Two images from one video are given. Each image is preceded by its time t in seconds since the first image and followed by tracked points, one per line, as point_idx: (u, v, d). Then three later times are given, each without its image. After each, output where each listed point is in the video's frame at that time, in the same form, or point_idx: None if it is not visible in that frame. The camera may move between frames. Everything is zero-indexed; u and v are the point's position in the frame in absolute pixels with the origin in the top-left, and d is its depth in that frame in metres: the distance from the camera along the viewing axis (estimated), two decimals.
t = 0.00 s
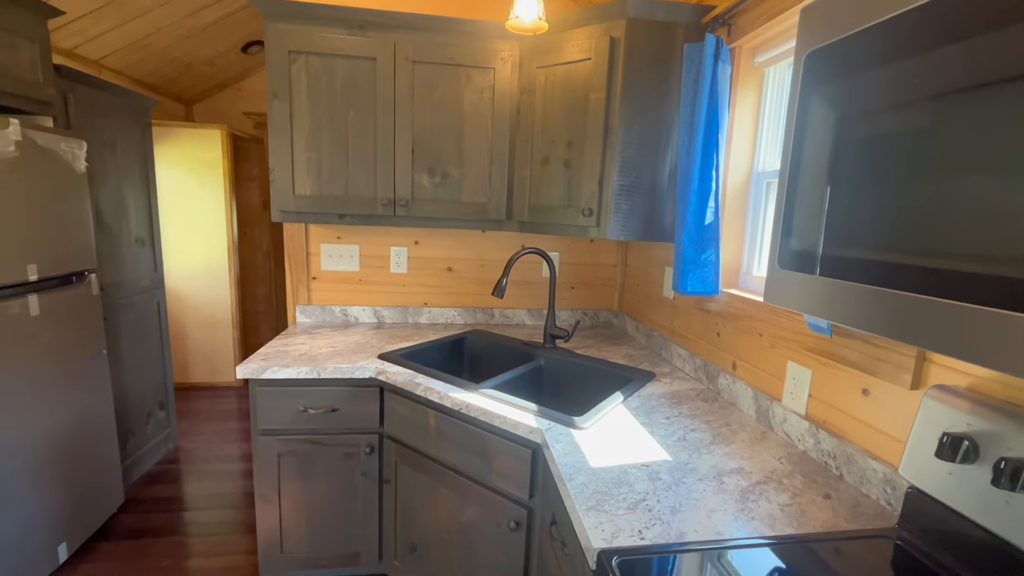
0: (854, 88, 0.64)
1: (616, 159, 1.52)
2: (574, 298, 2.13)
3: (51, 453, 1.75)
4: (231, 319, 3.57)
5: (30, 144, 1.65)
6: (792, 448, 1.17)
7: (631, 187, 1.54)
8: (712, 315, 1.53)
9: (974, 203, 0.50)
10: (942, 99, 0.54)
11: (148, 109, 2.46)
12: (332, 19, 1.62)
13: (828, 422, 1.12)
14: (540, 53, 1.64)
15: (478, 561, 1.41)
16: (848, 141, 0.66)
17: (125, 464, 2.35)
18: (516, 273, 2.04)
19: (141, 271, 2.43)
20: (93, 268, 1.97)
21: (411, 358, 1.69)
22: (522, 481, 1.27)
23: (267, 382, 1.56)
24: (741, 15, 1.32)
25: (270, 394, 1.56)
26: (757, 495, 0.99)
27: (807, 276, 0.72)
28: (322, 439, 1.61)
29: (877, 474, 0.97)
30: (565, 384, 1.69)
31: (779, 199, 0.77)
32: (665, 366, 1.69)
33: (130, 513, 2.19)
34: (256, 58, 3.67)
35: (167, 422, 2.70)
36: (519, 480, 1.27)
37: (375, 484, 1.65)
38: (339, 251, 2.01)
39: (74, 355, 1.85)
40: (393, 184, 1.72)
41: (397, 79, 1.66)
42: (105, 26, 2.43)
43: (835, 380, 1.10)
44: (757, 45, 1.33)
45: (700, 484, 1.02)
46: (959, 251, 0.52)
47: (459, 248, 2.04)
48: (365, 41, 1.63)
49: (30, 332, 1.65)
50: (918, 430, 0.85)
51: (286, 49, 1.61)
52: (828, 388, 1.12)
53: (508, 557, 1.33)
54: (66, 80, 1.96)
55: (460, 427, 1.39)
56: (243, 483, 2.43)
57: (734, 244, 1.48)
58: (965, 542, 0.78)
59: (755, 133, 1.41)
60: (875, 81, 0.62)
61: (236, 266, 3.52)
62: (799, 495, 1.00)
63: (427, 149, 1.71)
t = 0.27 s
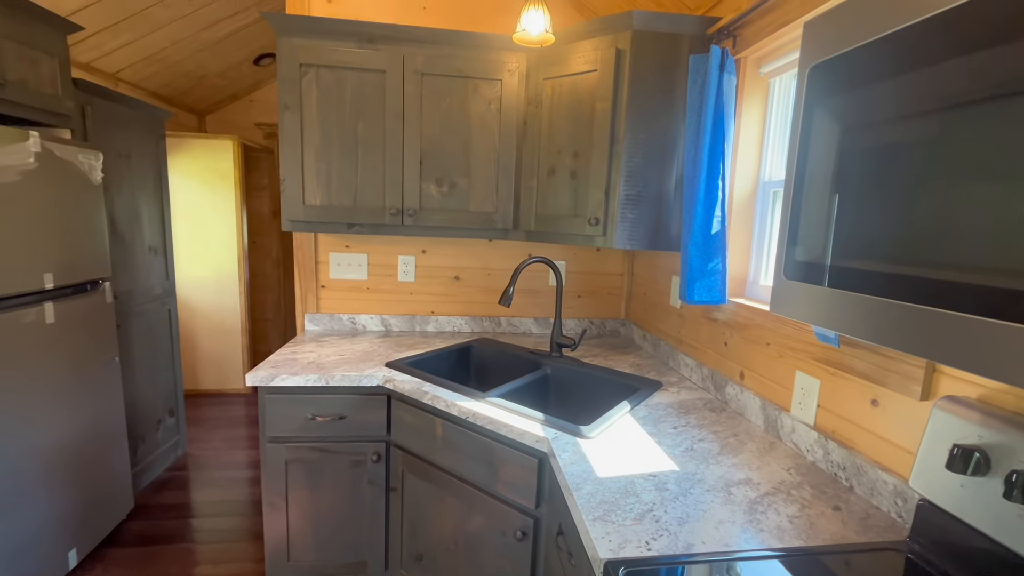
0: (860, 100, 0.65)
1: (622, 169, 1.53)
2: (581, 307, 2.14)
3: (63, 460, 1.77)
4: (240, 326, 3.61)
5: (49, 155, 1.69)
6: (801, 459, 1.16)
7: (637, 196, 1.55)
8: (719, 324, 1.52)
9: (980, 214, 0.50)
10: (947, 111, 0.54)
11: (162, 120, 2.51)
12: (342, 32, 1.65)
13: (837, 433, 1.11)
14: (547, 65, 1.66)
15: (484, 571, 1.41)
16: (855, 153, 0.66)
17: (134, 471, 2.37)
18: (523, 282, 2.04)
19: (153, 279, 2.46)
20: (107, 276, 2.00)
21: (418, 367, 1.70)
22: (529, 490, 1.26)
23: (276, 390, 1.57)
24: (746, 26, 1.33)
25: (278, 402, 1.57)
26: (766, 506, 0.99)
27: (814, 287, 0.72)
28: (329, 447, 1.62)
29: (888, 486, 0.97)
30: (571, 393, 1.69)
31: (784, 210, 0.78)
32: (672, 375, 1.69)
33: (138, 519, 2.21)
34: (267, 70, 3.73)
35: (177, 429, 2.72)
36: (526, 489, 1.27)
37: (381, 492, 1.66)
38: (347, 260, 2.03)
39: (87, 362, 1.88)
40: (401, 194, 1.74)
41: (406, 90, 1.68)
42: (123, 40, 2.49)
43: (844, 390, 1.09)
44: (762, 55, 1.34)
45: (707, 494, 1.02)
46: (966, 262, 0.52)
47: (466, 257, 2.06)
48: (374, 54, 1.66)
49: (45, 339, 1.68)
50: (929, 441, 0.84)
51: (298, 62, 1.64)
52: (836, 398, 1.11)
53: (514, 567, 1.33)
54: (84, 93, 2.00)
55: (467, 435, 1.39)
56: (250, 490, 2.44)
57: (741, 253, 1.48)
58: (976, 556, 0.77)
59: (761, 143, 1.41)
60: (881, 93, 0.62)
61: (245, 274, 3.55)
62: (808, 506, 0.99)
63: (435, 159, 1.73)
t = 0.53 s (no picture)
0: (866, 111, 0.65)
1: (629, 178, 1.54)
2: (587, 315, 2.14)
3: (74, 466, 1.79)
4: (248, 334, 3.63)
5: (65, 166, 1.73)
6: (810, 469, 1.15)
7: (644, 205, 1.56)
8: (727, 332, 1.52)
9: (988, 224, 0.50)
10: (954, 122, 0.54)
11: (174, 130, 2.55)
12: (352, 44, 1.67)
13: (847, 442, 1.10)
14: (553, 75, 1.68)
15: None
16: (862, 163, 0.67)
17: (143, 477, 2.38)
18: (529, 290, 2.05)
19: (164, 287, 2.49)
20: (120, 284, 2.03)
21: (425, 374, 1.70)
22: (536, 499, 1.26)
23: (284, 397, 1.58)
24: (752, 37, 1.34)
25: (287, 409, 1.58)
26: (775, 516, 0.98)
27: (823, 297, 0.72)
28: (337, 454, 1.62)
29: (899, 497, 0.96)
30: (578, 401, 1.69)
31: (792, 220, 0.78)
32: (679, 383, 1.68)
33: (147, 526, 2.22)
34: (277, 81, 3.78)
35: (185, 435, 2.74)
36: (534, 498, 1.26)
37: (388, 500, 1.66)
38: (355, 268, 2.04)
39: (99, 369, 1.90)
40: (409, 203, 1.75)
41: (414, 101, 1.70)
42: (138, 53, 2.55)
43: (853, 399, 1.09)
44: (768, 65, 1.35)
45: (716, 504, 1.01)
46: (976, 272, 0.52)
47: (473, 265, 2.07)
48: (384, 66, 1.68)
49: (58, 346, 1.70)
50: (940, 451, 0.84)
51: (308, 74, 1.67)
52: (846, 408, 1.11)
53: None
54: (100, 104, 2.04)
55: (474, 443, 1.39)
56: (257, 497, 2.45)
57: (748, 261, 1.48)
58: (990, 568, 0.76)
59: (767, 152, 1.42)
60: (887, 104, 0.62)
61: (254, 281, 3.58)
62: (818, 517, 0.98)
63: (443, 169, 1.75)
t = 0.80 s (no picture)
0: (873, 119, 0.65)
1: (635, 185, 1.54)
2: (594, 321, 2.14)
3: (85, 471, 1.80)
4: (256, 340, 3.65)
5: (80, 175, 1.76)
6: (820, 477, 1.14)
7: (650, 212, 1.56)
8: (734, 339, 1.52)
9: (995, 231, 0.50)
10: (960, 130, 0.55)
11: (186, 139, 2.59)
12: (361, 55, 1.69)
13: (857, 450, 1.09)
14: (559, 84, 1.69)
15: None
16: (869, 170, 0.67)
17: (152, 482, 2.40)
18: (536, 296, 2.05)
19: (174, 294, 2.51)
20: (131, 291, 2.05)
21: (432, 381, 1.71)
22: (543, 506, 1.26)
23: (292, 403, 1.59)
24: (757, 45, 1.35)
25: (295, 415, 1.59)
26: (785, 525, 0.97)
27: (831, 304, 0.72)
28: (344, 460, 1.63)
29: (911, 506, 0.95)
30: (585, 408, 1.68)
31: (799, 227, 0.78)
32: (686, 390, 1.68)
33: (155, 531, 2.23)
34: (286, 91, 3.83)
35: (193, 441, 2.76)
36: (541, 505, 1.26)
37: (395, 506, 1.66)
38: (363, 274, 2.06)
39: (110, 374, 1.92)
40: (416, 210, 1.77)
41: (422, 110, 1.72)
42: (151, 64, 2.59)
43: (863, 407, 1.08)
44: (774, 72, 1.36)
45: (725, 512, 1.01)
46: (987, 279, 0.51)
47: (480, 272, 2.08)
48: (392, 75, 1.70)
49: (71, 352, 1.72)
50: (952, 460, 0.83)
51: (318, 84, 1.69)
52: (855, 415, 1.10)
53: None
54: (114, 115, 2.08)
55: (481, 450, 1.39)
56: (264, 503, 2.45)
57: (756, 268, 1.48)
58: None
59: (774, 159, 1.42)
60: (893, 112, 0.63)
61: (262, 288, 3.61)
62: (828, 526, 0.97)
63: (450, 176, 1.76)
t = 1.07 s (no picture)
0: (879, 125, 0.66)
1: (641, 191, 1.54)
2: (600, 328, 2.13)
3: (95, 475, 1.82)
4: (264, 346, 3.68)
5: (94, 182, 1.79)
6: (830, 486, 1.13)
7: (657, 218, 1.56)
8: (742, 346, 1.51)
9: (1003, 237, 0.50)
10: (967, 136, 0.55)
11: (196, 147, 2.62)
12: (369, 64, 1.72)
13: (868, 458, 1.08)
14: (566, 91, 1.70)
15: None
16: (878, 176, 0.67)
17: (160, 487, 2.41)
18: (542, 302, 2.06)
19: (183, 300, 2.54)
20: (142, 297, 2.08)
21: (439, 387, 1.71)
22: (550, 513, 1.25)
23: (300, 408, 1.60)
24: (763, 52, 1.35)
25: (302, 421, 1.60)
26: (795, 533, 0.96)
27: (839, 310, 0.72)
28: (351, 466, 1.63)
29: (923, 515, 0.93)
30: (592, 414, 1.68)
31: (807, 233, 0.78)
32: (694, 397, 1.67)
33: (163, 536, 2.24)
34: (295, 99, 3.88)
35: (201, 446, 2.77)
36: (548, 512, 1.25)
37: (401, 513, 1.65)
38: (370, 281, 2.07)
39: (121, 379, 1.94)
40: (423, 216, 1.78)
41: (429, 118, 1.73)
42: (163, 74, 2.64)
43: (873, 414, 1.07)
44: (780, 79, 1.36)
45: (733, 520, 1.00)
46: (998, 285, 0.51)
47: (486, 278, 2.08)
48: (400, 84, 1.72)
49: (83, 357, 1.75)
50: (964, 468, 0.82)
51: (327, 92, 1.71)
52: (865, 423, 1.09)
53: None
54: (127, 123, 2.12)
55: (487, 456, 1.39)
56: (270, 509, 2.46)
57: (763, 274, 1.47)
58: None
59: (781, 165, 1.41)
60: (902, 118, 0.62)
61: (270, 294, 3.64)
62: (839, 535, 0.96)
63: (457, 183, 1.77)
